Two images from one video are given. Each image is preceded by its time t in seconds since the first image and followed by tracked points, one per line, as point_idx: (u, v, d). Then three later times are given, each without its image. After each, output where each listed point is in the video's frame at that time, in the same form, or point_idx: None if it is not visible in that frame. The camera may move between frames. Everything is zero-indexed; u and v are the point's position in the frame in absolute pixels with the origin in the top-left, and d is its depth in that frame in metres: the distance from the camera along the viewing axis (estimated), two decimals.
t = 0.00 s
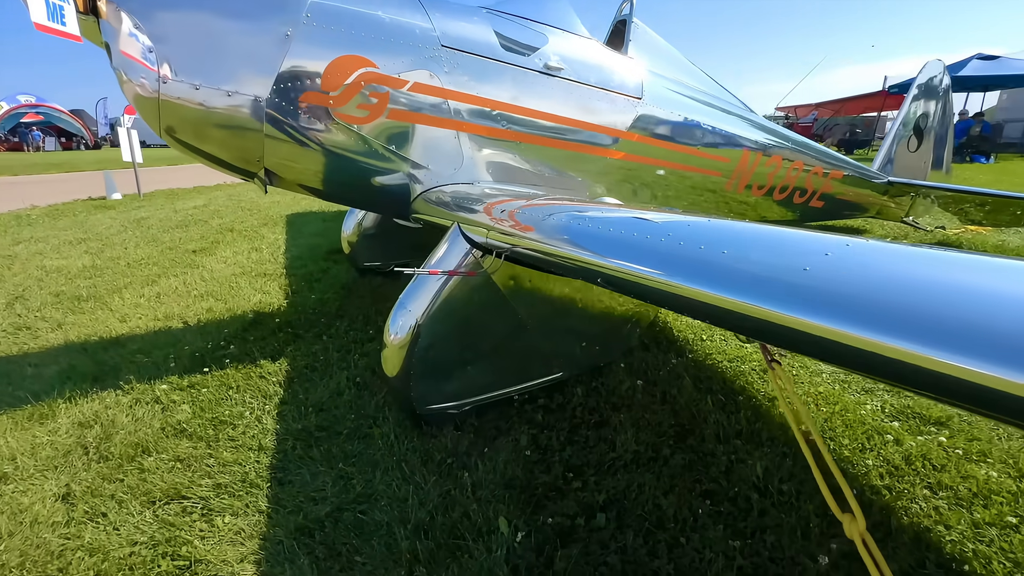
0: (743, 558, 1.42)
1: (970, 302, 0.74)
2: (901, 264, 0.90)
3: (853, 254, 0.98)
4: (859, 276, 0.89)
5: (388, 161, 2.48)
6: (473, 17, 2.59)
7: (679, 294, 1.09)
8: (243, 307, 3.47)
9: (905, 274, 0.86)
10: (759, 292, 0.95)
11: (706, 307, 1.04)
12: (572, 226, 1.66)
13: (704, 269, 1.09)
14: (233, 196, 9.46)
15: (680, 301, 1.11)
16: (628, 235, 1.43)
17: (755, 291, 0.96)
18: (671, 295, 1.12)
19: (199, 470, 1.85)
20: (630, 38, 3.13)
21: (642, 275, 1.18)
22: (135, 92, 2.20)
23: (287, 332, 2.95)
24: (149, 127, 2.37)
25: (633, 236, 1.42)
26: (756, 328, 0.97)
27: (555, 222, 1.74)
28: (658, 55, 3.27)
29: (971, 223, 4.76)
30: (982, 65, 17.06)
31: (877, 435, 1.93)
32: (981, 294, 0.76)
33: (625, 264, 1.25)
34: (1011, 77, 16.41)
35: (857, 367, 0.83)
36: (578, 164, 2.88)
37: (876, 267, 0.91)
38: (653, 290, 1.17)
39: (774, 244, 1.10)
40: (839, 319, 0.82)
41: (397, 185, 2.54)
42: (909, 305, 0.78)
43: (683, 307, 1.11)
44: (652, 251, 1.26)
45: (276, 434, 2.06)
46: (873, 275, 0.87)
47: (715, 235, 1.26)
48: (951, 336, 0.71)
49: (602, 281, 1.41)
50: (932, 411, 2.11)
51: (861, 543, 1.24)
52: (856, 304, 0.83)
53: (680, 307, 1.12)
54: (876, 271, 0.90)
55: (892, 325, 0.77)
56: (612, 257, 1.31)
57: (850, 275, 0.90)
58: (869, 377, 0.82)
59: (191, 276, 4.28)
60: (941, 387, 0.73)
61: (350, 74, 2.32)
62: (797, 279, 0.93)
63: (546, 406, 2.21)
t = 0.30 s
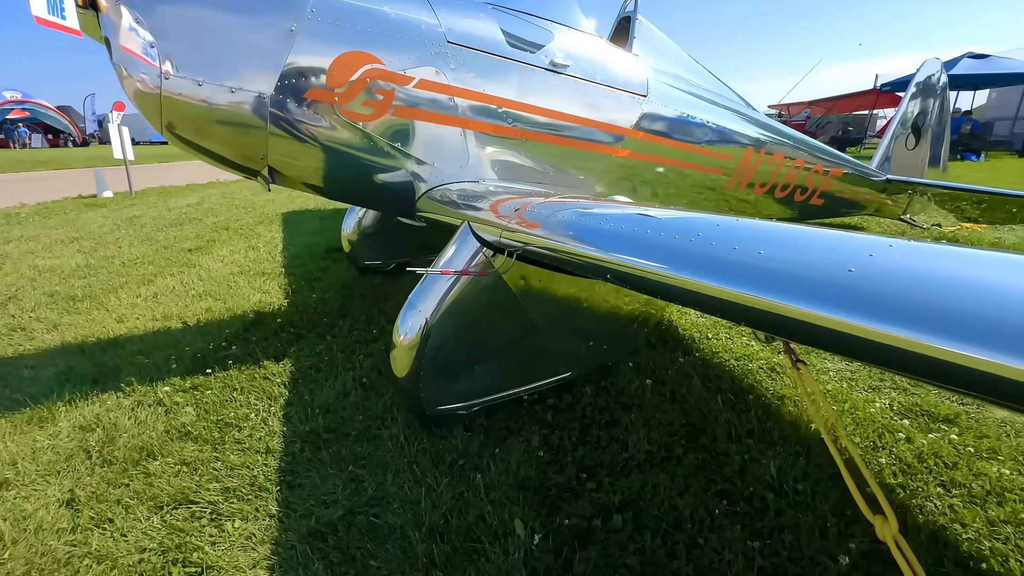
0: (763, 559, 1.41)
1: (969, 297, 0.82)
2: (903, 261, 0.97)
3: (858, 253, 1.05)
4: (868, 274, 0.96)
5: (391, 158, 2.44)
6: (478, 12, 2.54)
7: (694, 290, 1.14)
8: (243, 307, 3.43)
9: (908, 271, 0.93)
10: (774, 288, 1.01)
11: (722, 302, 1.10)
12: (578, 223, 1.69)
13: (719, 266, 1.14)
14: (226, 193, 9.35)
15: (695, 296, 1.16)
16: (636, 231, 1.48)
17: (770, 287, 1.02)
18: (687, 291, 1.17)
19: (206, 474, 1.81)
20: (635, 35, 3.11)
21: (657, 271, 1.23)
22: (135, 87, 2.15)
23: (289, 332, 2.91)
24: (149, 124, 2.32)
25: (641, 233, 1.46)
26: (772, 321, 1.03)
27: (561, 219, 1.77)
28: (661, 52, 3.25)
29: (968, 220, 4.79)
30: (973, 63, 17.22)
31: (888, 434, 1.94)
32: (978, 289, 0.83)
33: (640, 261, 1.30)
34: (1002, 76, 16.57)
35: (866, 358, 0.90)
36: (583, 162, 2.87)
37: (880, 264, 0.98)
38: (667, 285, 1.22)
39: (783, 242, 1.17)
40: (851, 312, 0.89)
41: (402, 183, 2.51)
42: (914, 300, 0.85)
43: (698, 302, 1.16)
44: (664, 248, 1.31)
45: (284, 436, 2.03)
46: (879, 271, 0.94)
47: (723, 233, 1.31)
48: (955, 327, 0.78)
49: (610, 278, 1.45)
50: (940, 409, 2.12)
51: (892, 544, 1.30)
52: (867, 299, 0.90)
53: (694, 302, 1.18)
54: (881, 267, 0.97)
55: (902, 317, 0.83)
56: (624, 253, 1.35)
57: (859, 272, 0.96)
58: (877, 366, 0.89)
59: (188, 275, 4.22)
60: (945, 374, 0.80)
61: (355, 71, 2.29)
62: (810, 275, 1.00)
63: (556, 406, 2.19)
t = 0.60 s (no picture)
0: (777, 560, 1.41)
1: (970, 290, 0.87)
2: (904, 254, 1.01)
3: (860, 246, 1.09)
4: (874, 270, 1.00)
5: (391, 155, 2.40)
6: (481, 9, 2.52)
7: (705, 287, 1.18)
8: (241, 307, 3.39)
9: (910, 265, 0.97)
10: (782, 284, 1.05)
11: (732, 299, 1.14)
12: (581, 220, 1.70)
13: (727, 263, 1.18)
14: (220, 192, 9.26)
15: (706, 292, 1.20)
16: (638, 227, 1.50)
17: (780, 283, 1.05)
18: (698, 289, 1.21)
19: (209, 478, 1.78)
20: (638, 32, 3.09)
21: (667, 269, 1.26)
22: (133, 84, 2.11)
23: (289, 333, 2.87)
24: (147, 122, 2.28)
25: (644, 229, 1.48)
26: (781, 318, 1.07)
27: (562, 215, 1.78)
28: (663, 50, 3.24)
29: (965, 218, 4.82)
30: (965, 62, 17.36)
31: (897, 433, 1.94)
32: (976, 281, 0.88)
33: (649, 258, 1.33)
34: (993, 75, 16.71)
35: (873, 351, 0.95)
36: (586, 161, 2.85)
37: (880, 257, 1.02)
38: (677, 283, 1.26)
39: (786, 237, 1.20)
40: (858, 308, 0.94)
41: (404, 181, 2.47)
42: (919, 294, 0.90)
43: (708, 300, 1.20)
44: (671, 244, 1.34)
45: (287, 438, 2.00)
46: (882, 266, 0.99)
47: (726, 227, 1.34)
48: (959, 320, 0.83)
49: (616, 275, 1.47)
50: (945, 407, 2.13)
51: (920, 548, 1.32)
52: (873, 294, 0.95)
53: (705, 299, 1.22)
54: (884, 260, 1.02)
55: (908, 311, 0.88)
56: (631, 250, 1.38)
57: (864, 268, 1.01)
58: (883, 358, 0.94)
59: (184, 275, 4.17)
60: (948, 365, 0.85)
61: (358, 68, 2.26)
62: (817, 271, 1.04)
63: (562, 406, 2.17)
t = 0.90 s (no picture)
0: (794, 563, 1.39)
1: (968, 283, 0.91)
2: (904, 248, 1.06)
3: (858, 240, 1.13)
4: (872, 264, 1.04)
5: (392, 153, 2.35)
6: (485, 5, 2.49)
7: (714, 285, 1.22)
8: (239, 307, 3.33)
9: (911, 259, 1.02)
10: (791, 280, 1.09)
11: (740, 295, 1.18)
12: (584, 217, 1.72)
13: (735, 259, 1.22)
14: (213, 190, 9.14)
15: (715, 289, 1.24)
16: (642, 224, 1.53)
17: (787, 279, 1.10)
18: (707, 286, 1.25)
19: (212, 485, 1.74)
20: (640, 30, 3.07)
21: (676, 267, 1.30)
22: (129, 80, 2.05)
23: (288, 334, 2.83)
24: (143, 118, 2.22)
25: (648, 225, 1.51)
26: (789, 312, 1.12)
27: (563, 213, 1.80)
28: (665, 47, 3.22)
29: (960, 216, 4.86)
30: (955, 62, 17.54)
31: (906, 433, 1.94)
32: (970, 275, 0.93)
33: (657, 255, 1.36)
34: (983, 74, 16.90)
35: (878, 343, 1.00)
36: (590, 159, 2.83)
37: (877, 251, 1.07)
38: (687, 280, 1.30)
39: (789, 234, 1.24)
40: (862, 302, 0.98)
41: (405, 181, 2.43)
42: (920, 288, 0.94)
43: (717, 296, 1.25)
44: (677, 241, 1.37)
45: (291, 443, 1.96)
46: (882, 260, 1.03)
47: (728, 224, 1.38)
48: (959, 313, 0.88)
49: (624, 273, 1.50)
50: (952, 405, 2.13)
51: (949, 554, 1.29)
52: (875, 288, 0.99)
53: (714, 295, 1.26)
54: (885, 256, 1.06)
55: (910, 306, 0.93)
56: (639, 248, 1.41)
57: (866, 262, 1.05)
58: (891, 350, 0.99)
59: (179, 275, 4.10)
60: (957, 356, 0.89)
61: (360, 65, 2.21)
62: (823, 268, 1.08)
63: (569, 408, 2.15)
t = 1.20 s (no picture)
0: (810, 569, 1.38)
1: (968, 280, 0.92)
2: (904, 246, 1.07)
3: (857, 238, 1.14)
4: (872, 263, 1.05)
5: (392, 152, 2.32)
6: (487, 3, 2.46)
7: (716, 284, 1.23)
8: (237, 310, 3.28)
9: (911, 257, 1.03)
10: (794, 280, 1.10)
11: (743, 294, 1.18)
12: (585, 216, 1.71)
13: (737, 258, 1.22)
14: (207, 190, 9.05)
15: (718, 288, 1.24)
16: (642, 223, 1.53)
17: (789, 278, 1.10)
18: (710, 285, 1.25)
19: (215, 492, 1.71)
20: (642, 28, 3.05)
21: (679, 266, 1.30)
22: (127, 79, 2.01)
23: (289, 337, 2.79)
24: (141, 117, 2.18)
25: (647, 225, 1.51)
26: (792, 311, 1.12)
27: (562, 213, 1.79)
28: (667, 46, 3.20)
29: (957, 215, 4.89)
30: (947, 61, 17.69)
31: (915, 433, 1.94)
32: (971, 272, 0.94)
33: (659, 254, 1.36)
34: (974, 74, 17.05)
35: (880, 341, 1.01)
36: (594, 159, 2.81)
37: (877, 249, 1.07)
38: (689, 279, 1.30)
39: (789, 233, 1.25)
40: (864, 300, 0.99)
41: (408, 181, 2.40)
42: (921, 286, 0.95)
43: (720, 295, 1.25)
44: (678, 240, 1.37)
45: (295, 448, 1.93)
46: (883, 259, 1.04)
47: (727, 223, 1.38)
48: (962, 311, 0.89)
49: (628, 273, 1.50)
50: (959, 405, 2.13)
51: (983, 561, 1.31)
52: (877, 286, 1.00)
53: (717, 294, 1.26)
54: (885, 254, 1.06)
55: (913, 305, 0.93)
56: (640, 248, 1.41)
57: (868, 261, 1.05)
58: (896, 348, 1.00)
59: (175, 276, 4.04)
60: (964, 356, 0.90)
61: (363, 63, 2.18)
62: (825, 267, 1.09)
63: (576, 411, 2.13)
